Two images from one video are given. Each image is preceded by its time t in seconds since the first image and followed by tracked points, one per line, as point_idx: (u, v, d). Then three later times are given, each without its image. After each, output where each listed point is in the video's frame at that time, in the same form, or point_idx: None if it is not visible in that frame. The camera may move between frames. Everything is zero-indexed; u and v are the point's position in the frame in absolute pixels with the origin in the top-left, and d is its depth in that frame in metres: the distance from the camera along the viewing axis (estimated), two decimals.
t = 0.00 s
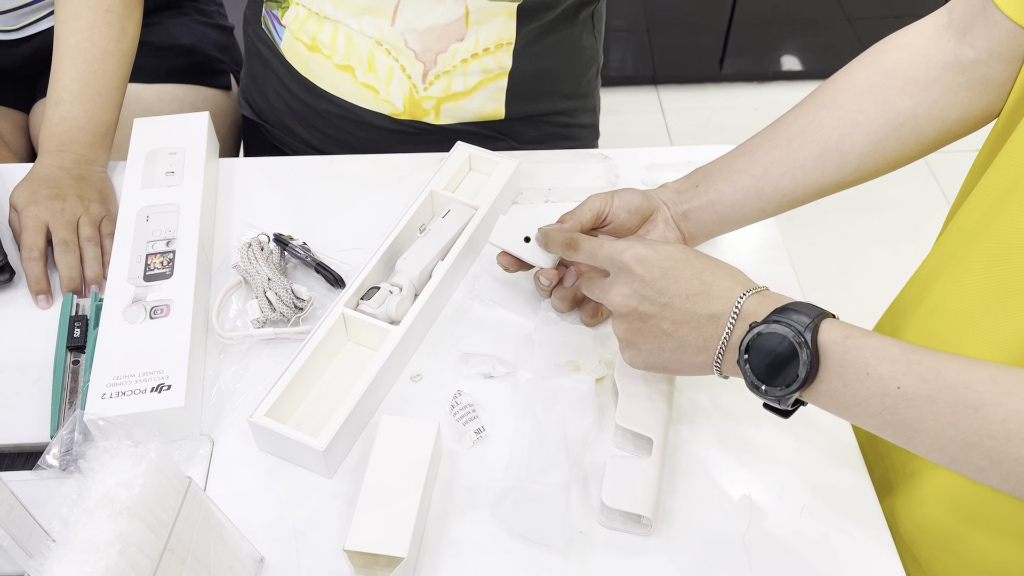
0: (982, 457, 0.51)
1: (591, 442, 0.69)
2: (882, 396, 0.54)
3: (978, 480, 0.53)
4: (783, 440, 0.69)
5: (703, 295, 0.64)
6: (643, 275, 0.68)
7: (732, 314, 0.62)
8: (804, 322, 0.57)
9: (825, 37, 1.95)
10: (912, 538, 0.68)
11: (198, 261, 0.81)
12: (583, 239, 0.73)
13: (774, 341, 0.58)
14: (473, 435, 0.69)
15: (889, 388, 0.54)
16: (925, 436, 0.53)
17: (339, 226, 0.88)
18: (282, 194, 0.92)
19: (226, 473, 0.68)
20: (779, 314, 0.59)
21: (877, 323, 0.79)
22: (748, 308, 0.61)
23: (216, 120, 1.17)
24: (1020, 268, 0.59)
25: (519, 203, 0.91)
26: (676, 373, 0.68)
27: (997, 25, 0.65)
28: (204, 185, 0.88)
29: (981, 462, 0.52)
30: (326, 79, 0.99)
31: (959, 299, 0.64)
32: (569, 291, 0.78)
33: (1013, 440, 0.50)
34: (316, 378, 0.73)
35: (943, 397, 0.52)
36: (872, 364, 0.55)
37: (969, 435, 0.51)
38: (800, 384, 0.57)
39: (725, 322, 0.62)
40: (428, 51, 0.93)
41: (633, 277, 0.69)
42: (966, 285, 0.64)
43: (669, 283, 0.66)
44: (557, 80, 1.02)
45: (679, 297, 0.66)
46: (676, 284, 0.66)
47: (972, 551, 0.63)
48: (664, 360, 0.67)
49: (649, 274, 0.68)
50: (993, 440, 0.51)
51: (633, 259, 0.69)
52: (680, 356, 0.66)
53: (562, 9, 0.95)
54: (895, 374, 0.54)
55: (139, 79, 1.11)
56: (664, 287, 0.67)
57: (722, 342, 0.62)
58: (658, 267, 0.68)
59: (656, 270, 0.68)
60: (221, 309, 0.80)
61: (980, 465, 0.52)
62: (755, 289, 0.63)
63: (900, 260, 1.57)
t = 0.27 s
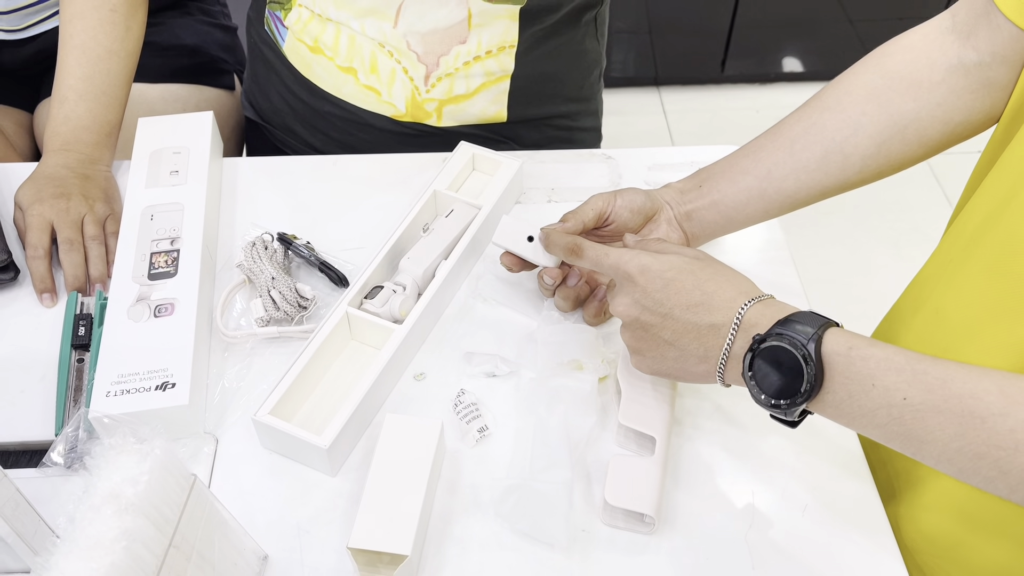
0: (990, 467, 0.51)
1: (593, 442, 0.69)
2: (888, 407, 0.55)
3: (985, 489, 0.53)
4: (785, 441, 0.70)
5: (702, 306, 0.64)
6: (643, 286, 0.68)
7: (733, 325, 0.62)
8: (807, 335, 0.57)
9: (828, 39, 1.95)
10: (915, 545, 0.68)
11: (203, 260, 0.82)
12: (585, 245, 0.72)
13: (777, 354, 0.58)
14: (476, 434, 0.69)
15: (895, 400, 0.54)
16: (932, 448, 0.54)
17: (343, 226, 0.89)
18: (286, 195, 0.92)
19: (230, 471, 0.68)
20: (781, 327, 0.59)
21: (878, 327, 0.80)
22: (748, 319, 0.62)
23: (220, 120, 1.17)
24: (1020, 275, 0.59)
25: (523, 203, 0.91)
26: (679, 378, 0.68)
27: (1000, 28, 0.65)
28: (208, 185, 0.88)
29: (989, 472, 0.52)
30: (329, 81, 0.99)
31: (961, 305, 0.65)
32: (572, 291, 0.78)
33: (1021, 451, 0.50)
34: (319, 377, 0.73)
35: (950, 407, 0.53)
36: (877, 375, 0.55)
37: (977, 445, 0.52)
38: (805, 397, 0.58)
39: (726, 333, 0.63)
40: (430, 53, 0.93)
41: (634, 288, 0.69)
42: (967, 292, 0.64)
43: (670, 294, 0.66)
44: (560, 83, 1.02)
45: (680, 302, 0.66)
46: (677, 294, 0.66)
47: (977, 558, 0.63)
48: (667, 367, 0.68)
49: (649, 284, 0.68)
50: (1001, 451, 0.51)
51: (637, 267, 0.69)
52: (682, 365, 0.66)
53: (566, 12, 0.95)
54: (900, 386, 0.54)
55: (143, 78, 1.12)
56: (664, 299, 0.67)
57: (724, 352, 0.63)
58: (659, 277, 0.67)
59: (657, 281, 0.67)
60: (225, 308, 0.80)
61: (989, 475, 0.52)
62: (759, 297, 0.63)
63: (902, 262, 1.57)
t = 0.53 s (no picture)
0: (992, 465, 0.52)
1: (594, 441, 0.69)
2: (889, 406, 0.55)
3: (986, 487, 0.53)
4: (785, 440, 0.70)
5: (702, 305, 0.65)
6: (644, 286, 0.68)
7: (733, 324, 0.62)
8: (806, 335, 0.58)
9: (828, 40, 1.96)
10: (914, 547, 0.67)
11: (205, 259, 0.82)
12: (587, 245, 0.73)
13: (778, 354, 0.59)
14: (477, 433, 0.69)
15: (896, 398, 0.54)
16: (934, 446, 0.54)
17: (344, 225, 0.89)
18: (288, 194, 0.92)
19: (231, 469, 0.68)
20: (781, 327, 0.59)
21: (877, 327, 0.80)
22: (748, 318, 0.62)
23: (222, 120, 1.18)
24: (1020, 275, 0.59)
25: (524, 203, 0.91)
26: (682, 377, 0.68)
27: (1000, 29, 0.65)
28: (210, 184, 0.88)
29: (991, 470, 0.52)
30: (329, 84, 0.99)
31: (959, 305, 0.65)
32: (573, 290, 0.78)
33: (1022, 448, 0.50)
34: (320, 376, 0.74)
35: (951, 405, 0.53)
36: (878, 374, 0.55)
37: (979, 443, 0.52)
38: (805, 397, 0.58)
39: (726, 332, 0.63)
40: (431, 56, 0.93)
41: (635, 288, 0.69)
42: (965, 291, 0.64)
43: (671, 294, 0.67)
44: (560, 86, 1.02)
45: (681, 302, 0.66)
46: (678, 294, 0.66)
47: (979, 557, 0.63)
48: (669, 366, 0.68)
49: (651, 284, 0.68)
50: (1003, 448, 0.51)
51: (638, 268, 0.69)
52: (684, 364, 0.66)
53: (566, 15, 0.95)
54: (901, 384, 0.54)
55: (145, 78, 1.12)
56: (664, 299, 0.67)
57: (724, 351, 0.63)
58: (660, 278, 0.68)
59: (658, 280, 0.68)
60: (227, 306, 0.80)
61: (990, 472, 0.52)
62: (759, 297, 0.63)
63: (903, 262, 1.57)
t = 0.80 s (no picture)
0: (989, 456, 0.52)
1: (594, 439, 0.69)
2: (888, 398, 0.55)
3: (982, 478, 0.53)
4: (785, 438, 0.70)
5: (702, 298, 0.65)
6: (646, 279, 0.68)
7: (733, 317, 0.62)
8: (806, 328, 0.58)
9: (829, 42, 1.96)
10: (915, 544, 0.67)
11: (206, 258, 0.82)
12: (588, 241, 0.73)
13: (777, 346, 0.59)
14: (477, 432, 0.69)
15: (894, 390, 0.54)
16: (931, 437, 0.54)
17: (345, 224, 0.89)
18: (289, 193, 0.92)
19: (232, 467, 0.68)
20: (781, 320, 0.59)
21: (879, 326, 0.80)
22: (748, 311, 0.62)
23: (224, 120, 1.18)
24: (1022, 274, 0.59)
25: (524, 203, 0.91)
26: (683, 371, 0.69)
27: (1001, 30, 0.65)
28: (211, 184, 0.88)
29: (988, 462, 0.52)
30: (327, 86, 0.99)
31: (961, 301, 0.65)
32: (572, 288, 0.78)
33: (1020, 440, 0.50)
34: (320, 375, 0.74)
35: (948, 398, 0.53)
36: (876, 366, 0.55)
37: (976, 435, 0.52)
38: (804, 389, 0.58)
39: (726, 325, 0.63)
40: (429, 58, 0.93)
41: (636, 280, 0.69)
42: (967, 289, 0.64)
43: (672, 287, 0.67)
44: (559, 89, 1.02)
45: (681, 295, 0.66)
46: (679, 287, 0.66)
47: (981, 555, 0.63)
48: (669, 359, 0.68)
49: (652, 277, 0.68)
50: (1001, 441, 0.51)
51: (639, 261, 0.69)
52: (685, 357, 0.67)
53: (566, 17, 0.95)
54: (900, 376, 0.55)
55: (147, 78, 1.12)
56: (665, 291, 0.67)
57: (723, 345, 0.63)
58: (662, 271, 0.68)
59: (660, 274, 0.68)
60: (228, 305, 0.81)
61: (988, 463, 0.52)
62: (760, 289, 0.63)
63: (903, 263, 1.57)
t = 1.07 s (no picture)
0: (989, 455, 0.52)
1: (594, 439, 0.69)
2: (888, 396, 0.55)
3: (983, 477, 0.53)
4: (786, 438, 0.70)
5: (705, 296, 0.65)
6: (649, 276, 0.69)
7: (736, 315, 0.62)
8: (808, 326, 0.58)
9: (831, 43, 1.96)
10: (916, 544, 0.67)
11: (207, 258, 0.82)
12: (591, 240, 0.73)
13: (779, 344, 0.59)
14: (477, 432, 0.69)
15: (895, 388, 0.55)
16: (931, 436, 0.54)
17: (347, 225, 0.89)
18: (290, 194, 0.93)
19: (233, 466, 0.69)
20: (783, 318, 0.59)
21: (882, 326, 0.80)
22: (751, 310, 0.62)
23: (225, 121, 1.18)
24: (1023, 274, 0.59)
25: (524, 203, 0.92)
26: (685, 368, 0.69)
27: (1001, 30, 0.65)
28: (213, 184, 0.88)
29: (988, 460, 0.52)
30: (327, 89, 0.99)
31: (964, 302, 0.65)
32: (573, 287, 0.78)
33: (1020, 438, 0.50)
34: (321, 375, 0.74)
35: (949, 396, 0.53)
36: (878, 364, 0.56)
37: (975, 434, 0.52)
38: (805, 387, 0.58)
39: (729, 323, 0.63)
40: (429, 60, 0.94)
41: (640, 278, 0.70)
42: (969, 288, 0.64)
43: (675, 285, 0.67)
44: (559, 90, 1.03)
45: (684, 293, 0.66)
46: (682, 285, 0.66)
47: (983, 554, 0.63)
48: (671, 356, 0.68)
49: (656, 275, 0.68)
50: (999, 439, 0.51)
51: (643, 259, 0.69)
52: (687, 354, 0.67)
53: (565, 19, 0.95)
54: (901, 374, 0.55)
55: (149, 79, 1.13)
56: (668, 289, 0.67)
57: (726, 343, 0.63)
58: (665, 269, 0.68)
59: (663, 272, 0.68)
60: (229, 305, 0.81)
61: (987, 463, 0.52)
62: (763, 288, 0.63)
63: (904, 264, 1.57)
